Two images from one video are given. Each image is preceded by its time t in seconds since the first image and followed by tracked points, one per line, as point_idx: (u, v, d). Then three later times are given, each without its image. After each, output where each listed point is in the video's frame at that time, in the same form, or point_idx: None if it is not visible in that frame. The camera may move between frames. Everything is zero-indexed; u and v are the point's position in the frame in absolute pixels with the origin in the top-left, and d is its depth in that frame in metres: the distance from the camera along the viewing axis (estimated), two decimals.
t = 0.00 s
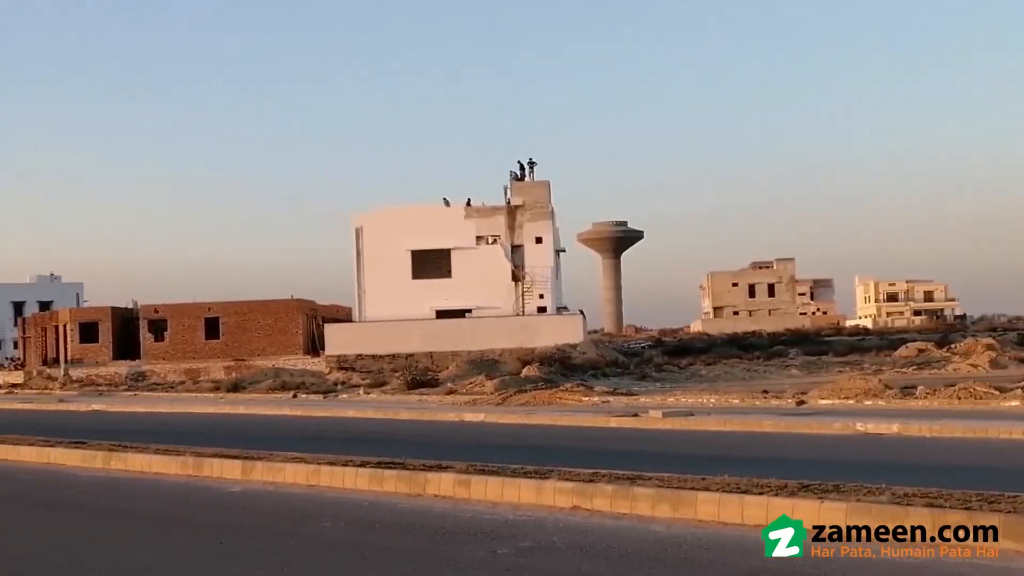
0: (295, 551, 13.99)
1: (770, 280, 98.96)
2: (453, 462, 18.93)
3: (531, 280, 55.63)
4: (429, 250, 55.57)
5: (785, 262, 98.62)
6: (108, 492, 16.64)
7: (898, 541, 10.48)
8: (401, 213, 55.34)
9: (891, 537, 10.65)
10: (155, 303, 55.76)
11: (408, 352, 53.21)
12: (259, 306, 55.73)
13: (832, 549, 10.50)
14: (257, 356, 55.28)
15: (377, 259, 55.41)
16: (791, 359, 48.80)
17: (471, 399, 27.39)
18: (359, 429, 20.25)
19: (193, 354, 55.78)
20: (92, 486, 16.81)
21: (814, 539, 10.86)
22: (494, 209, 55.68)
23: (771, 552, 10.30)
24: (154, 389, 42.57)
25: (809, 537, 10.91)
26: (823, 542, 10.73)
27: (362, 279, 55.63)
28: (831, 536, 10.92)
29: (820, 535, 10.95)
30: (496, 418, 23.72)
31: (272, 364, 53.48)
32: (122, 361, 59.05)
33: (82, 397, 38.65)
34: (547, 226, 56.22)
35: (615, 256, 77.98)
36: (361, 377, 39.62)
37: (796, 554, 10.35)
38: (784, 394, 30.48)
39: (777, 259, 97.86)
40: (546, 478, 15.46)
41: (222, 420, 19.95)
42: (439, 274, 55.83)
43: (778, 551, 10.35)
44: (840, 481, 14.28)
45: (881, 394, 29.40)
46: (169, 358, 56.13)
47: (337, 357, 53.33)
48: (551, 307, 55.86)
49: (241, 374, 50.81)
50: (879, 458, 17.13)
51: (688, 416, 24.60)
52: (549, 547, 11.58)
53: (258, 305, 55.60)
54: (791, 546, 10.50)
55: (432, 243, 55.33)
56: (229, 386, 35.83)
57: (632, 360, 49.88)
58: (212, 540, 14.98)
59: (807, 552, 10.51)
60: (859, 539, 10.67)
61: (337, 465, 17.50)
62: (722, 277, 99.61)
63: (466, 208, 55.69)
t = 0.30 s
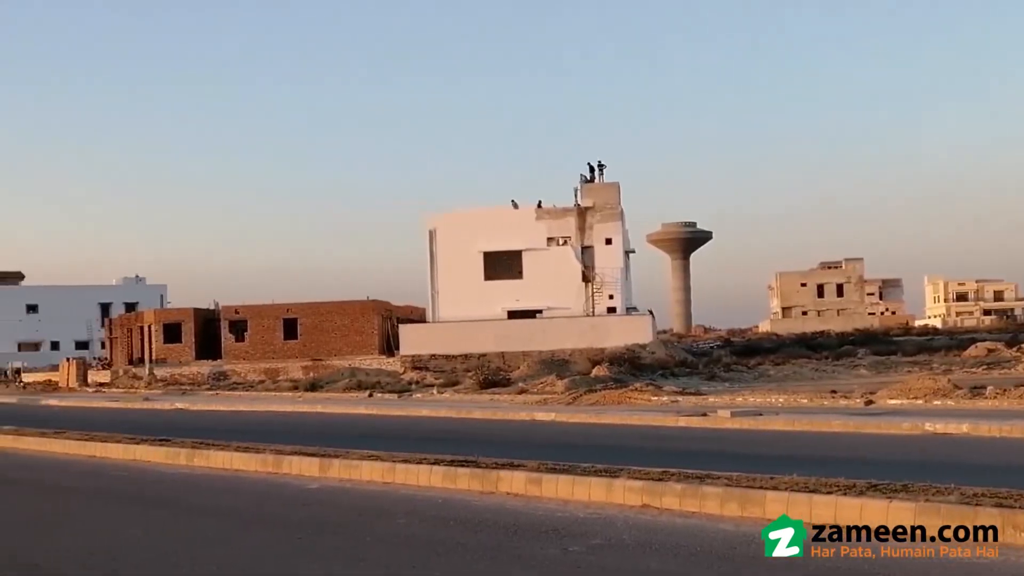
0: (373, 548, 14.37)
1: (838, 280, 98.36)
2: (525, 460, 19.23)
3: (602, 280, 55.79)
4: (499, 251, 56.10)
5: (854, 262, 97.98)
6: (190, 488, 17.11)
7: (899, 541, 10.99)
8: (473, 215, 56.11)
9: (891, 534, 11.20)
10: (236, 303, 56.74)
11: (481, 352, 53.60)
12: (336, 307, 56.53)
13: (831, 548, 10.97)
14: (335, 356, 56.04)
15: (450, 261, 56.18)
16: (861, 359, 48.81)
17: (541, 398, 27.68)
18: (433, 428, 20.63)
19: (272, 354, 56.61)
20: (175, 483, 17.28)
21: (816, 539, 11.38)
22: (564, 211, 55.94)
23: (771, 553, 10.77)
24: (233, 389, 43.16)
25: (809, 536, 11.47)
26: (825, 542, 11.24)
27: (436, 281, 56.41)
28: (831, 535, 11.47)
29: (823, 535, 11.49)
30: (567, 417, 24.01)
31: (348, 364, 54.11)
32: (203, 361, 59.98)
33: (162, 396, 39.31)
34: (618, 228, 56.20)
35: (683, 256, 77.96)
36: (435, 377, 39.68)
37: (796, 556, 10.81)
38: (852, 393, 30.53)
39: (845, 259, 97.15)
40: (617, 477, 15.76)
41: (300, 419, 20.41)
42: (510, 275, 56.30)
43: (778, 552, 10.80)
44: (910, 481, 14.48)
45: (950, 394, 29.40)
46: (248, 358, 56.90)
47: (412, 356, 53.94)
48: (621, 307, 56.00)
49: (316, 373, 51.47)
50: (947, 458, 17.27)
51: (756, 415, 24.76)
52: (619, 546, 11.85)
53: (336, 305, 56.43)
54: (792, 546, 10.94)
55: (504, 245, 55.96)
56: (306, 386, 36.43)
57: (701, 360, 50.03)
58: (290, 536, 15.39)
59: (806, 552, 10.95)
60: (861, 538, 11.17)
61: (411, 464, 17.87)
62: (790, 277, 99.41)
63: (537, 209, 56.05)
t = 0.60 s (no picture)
0: (446, 544, 14.64)
1: (907, 280, 97.31)
2: (594, 458, 19.42)
3: (668, 280, 55.75)
4: (567, 251, 56.37)
5: (923, 260, 96.88)
6: (265, 485, 17.47)
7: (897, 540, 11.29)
8: (543, 216, 56.27)
9: (889, 533, 11.53)
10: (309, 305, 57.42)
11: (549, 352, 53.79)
12: (407, 308, 57.02)
13: (831, 548, 11.21)
14: (406, 356, 56.61)
15: (518, 262, 56.38)
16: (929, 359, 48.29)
17: (610, 398, 27.81)
18: (503, 426, 20.87)
19: (345, 354, 57.33)
20: (251, 478, 17.66)
21: (816, 538, 11.63)
22: (631, 211, 56.08)
23: (771, 553, 10.96)
24: (303, 387, 43.65)
25: (810, 536, 11.69)
26: (826, 542, 11.48)
27: (504, 280, 56.60)
28: (830, 534, 11.73)
29: (822, 534, 11.75)
30: (637, 417, 24.14)
31: (419, 362, 54.54)
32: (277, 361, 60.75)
33: (236, 394, 39.87)
34: (685, 227, 56.23)
35: (750, 256, 77.72)
36: (503, 377, 38.50)
37: (796, 556, 11.00)
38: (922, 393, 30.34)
39: (914, 259, 95.91)
40: (686, 475, 15.91)
41: (372, 417, 20.74)
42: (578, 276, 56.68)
43: (778, 552, 10.98)
44: (980, 481, 14.50)
45: (1022, 394, 29.13)
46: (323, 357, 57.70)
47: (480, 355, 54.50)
48: (688, 307, 55.70)
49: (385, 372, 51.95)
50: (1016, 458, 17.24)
51: (825, 415, 24.74)
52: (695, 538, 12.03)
53: (407, 305, 56.95)
54: (792, 545, 11.11)
55: (573, 246, 56.16)
56: (378, 385, 36.87)
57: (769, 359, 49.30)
58: (364, 532, 15.68)
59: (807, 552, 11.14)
60: (860, 538, 11.45)
61: (482, 461, 18.12)
62: (858, 277, 99.16)
63: (605, 210, 56.20)
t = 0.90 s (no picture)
0: (529, 539, 14.68)
1: (995, 276, 95.84)
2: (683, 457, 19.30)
3: (751, 277, 55.38)
4: (647, 250, 56.11)
5: (1010, 257, 95.40)
6: (348, 483, 17.59)
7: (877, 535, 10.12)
8: (621, 215, 56.18)
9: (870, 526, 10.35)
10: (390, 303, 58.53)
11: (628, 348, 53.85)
12: (487, 307, 57.43)
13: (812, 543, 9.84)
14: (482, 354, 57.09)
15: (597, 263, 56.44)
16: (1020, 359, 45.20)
17: (694, 395, 27.70)
18: (586, 425, 20.89)
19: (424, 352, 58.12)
20: (334, 475, 17.88)
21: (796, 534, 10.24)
22: (711, 209, 55.38)
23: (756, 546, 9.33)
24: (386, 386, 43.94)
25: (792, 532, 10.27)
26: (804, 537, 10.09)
27: (584, 279, 56.78)
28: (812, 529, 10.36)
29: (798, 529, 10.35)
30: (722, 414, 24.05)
31: (500, 360, 54.94)
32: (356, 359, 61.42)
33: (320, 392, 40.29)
34: (766, 225, 55.42)
35: (835, 254, 76.98)
36: (580, 378, 37.08)
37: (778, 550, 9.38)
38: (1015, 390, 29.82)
39: (1001, 255, 94.41)
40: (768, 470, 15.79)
41: (455, 416, 20.86)
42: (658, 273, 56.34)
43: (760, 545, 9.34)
44: None
45: None
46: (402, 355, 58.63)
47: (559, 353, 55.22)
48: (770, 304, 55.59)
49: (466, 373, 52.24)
50: None
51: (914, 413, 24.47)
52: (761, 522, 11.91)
53: (486, 304, 57.44)
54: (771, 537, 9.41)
55: (651, 244, 55.93)
56: (460, 381, 37.09)
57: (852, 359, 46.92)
58: (448, 529, 15.73)
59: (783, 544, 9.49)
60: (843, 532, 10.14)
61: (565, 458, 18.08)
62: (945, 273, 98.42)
63: (685, 208, 55.79)
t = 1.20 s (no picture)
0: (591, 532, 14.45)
1: None
2: (764, 456, 19.02)
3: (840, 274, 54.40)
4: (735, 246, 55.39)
5: None
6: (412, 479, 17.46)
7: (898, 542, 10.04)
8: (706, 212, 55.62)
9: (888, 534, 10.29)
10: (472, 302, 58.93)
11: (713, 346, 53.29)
12: (569, 304, 57.21)
13: (829, 548, 9.90)
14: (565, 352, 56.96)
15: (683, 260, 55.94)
16: None
17: (780, 394, 27.26)
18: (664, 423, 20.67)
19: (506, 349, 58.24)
20: (397, 469, 17.92)
21: (817, 537, 10.29)
22: (799, 204, 54.43)
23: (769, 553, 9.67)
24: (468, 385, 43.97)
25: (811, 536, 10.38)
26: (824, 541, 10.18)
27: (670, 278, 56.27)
28: (832, 534, 10.42)
29: (821, 535, 10.38)
30: (809, 413, 23.64)
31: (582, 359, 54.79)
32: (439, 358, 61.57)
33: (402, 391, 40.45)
34: (857, 219, 54.17)
35: (929, 250, 75.58)
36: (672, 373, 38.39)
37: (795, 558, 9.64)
38: None
39: None
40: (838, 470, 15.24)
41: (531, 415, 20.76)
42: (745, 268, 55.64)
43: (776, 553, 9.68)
44: None
45: None
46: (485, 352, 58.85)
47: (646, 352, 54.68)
48: (862, 301, 54.64)
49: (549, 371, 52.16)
50: None
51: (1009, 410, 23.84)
52: (826, 519, 11.68)
53: (568, 301, 57.24)
54: (793, 546, 9.77)
55: (738, 241, 55.21)
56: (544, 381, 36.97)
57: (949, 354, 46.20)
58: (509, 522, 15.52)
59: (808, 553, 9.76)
60: (860, 539, 10.14)
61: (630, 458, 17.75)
62: None
63: (772, 204, 54.90)
